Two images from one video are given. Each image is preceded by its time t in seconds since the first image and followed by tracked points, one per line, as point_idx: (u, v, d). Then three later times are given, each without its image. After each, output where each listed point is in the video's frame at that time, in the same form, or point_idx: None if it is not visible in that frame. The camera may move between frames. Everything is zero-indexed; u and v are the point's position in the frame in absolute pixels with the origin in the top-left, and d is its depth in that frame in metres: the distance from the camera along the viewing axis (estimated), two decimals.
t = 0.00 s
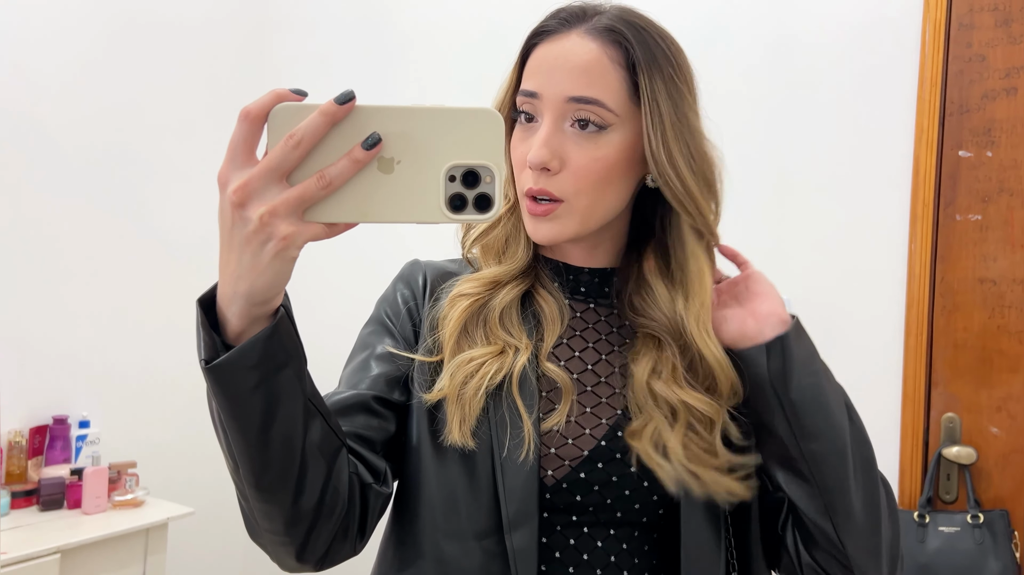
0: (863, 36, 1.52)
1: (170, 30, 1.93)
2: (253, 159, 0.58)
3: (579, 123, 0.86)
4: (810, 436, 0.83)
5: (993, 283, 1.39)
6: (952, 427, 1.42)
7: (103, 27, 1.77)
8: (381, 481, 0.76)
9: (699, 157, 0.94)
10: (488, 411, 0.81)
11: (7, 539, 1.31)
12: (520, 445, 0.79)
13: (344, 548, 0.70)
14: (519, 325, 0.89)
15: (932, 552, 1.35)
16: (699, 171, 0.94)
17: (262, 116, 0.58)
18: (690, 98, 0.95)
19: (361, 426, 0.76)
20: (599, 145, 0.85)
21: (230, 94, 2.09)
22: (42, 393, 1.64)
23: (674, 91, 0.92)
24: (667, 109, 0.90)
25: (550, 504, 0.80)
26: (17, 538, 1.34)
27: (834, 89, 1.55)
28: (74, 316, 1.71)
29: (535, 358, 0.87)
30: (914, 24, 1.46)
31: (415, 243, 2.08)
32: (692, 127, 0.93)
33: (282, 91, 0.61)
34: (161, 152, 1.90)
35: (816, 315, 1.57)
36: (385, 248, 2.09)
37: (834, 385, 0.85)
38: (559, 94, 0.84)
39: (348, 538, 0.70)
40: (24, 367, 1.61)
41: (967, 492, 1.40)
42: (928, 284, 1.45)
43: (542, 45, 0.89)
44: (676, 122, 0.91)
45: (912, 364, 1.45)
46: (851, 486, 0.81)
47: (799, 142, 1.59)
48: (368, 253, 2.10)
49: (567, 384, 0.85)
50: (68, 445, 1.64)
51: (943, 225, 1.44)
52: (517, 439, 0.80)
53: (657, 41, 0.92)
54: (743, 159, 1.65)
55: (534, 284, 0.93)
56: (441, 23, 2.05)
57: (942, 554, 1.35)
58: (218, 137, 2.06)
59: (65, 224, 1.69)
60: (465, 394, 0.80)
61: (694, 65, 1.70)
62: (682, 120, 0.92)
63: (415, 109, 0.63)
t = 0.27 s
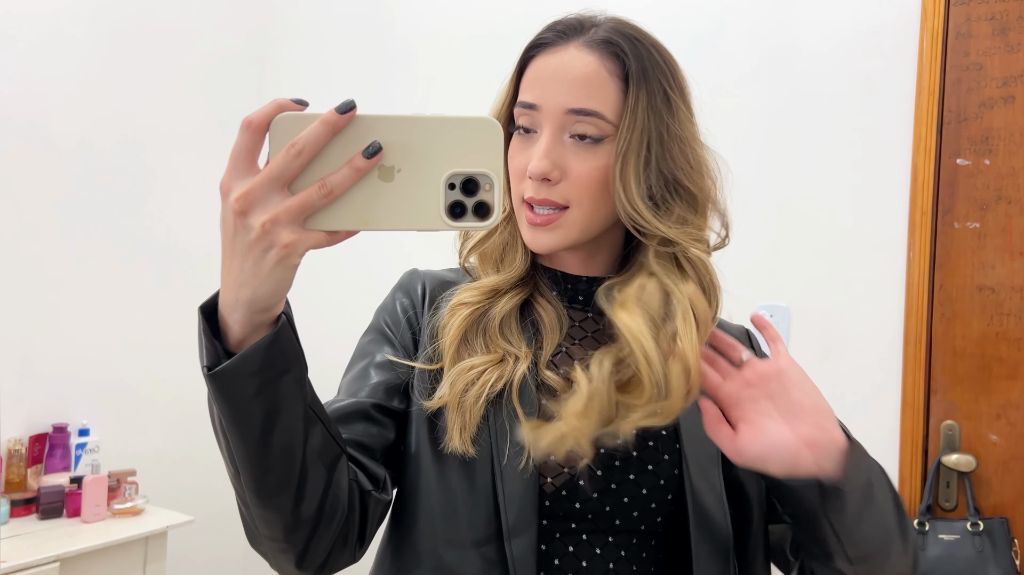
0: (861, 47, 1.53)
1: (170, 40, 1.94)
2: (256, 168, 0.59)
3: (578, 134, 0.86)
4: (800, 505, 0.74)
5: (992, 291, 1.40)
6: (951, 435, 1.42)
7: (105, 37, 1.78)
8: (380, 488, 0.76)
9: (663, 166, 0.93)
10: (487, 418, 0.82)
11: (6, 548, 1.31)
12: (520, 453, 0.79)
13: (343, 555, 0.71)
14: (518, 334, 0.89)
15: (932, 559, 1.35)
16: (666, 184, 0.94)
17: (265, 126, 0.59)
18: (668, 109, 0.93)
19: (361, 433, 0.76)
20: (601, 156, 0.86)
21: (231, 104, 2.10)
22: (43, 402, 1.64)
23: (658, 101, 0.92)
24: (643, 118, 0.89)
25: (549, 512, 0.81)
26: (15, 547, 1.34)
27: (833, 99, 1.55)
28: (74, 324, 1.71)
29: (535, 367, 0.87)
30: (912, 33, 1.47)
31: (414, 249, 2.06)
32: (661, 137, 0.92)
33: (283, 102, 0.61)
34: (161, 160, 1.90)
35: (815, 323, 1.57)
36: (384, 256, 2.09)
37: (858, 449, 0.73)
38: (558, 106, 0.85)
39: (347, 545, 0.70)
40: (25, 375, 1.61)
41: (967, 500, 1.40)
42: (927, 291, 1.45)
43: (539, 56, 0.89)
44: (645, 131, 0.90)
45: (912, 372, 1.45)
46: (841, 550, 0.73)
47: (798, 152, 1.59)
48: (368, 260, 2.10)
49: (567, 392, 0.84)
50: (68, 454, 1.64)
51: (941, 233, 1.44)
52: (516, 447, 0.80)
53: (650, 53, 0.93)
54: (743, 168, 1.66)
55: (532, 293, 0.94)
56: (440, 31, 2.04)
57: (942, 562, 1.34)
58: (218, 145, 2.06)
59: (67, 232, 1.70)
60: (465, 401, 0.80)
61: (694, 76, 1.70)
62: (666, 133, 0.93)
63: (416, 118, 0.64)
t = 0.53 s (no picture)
0: (860, 52, 1.53)
1: (170, 45, 1.94)
2: (257, 174, 0.59)
3: (586, 144, 0.86)
4: (838, 412, 0.70)
5: (991, 294, 1.39)
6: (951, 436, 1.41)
7: (105, 41, 1.78)
8: (383, 489, 0.76)
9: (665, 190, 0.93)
10: (490, 419, 0.82)
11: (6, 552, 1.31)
12: (523, 452, 0.79)
13: (347, 556, 0.71)
14: (519, 335, 0.89)
15: (933, 562, 1.34)
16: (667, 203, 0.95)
17: (267, 132, 0.59)
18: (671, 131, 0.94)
19: (364, 434, 0.76)
20: (608, 167, 0.87)
21: (231, 109, 2.11)
22: (44, 406, 1.64)
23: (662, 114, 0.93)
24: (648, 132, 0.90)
25: (551, 510, 0.81)
26: (15, 551, 1.33)
27: (832, 104, 1.56)
28: (76, 328, 1.71)
29: (536, 369, 0.87)
30: (911, 38, 1.48)
31: (411, 260, 2.05)
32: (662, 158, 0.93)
33: (286, 109, 0.61)
34: (162, 164, 1.91)
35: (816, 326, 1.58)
36: (383, 262, 2.08)
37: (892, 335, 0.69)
38: (568, 115, 0.85)
39: (351, 545, 0.70)
40: (26, 379, 1.61)
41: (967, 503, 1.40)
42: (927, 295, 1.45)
43: (548, 64, 0.89)
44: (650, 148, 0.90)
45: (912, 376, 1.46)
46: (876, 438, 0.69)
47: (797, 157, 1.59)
48: (368, 265, 2.11)
49: (568, 392, 0.85)
50: (69, 458, 1.64)
51: (941, 236, 1.44)
52: (519, 447, 0.80)
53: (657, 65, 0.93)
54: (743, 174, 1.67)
55: (534, 296, 0.94)
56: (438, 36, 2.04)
57: (943, 565, 1.34)
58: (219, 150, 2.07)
59: (68, 236, 1.70)
60: (468, 402, 0.80)
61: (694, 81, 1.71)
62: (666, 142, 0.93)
63: (419, 124, 0.64)
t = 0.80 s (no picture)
0: (857, 57, 1.54)
1: (168, 48, 1.94)
2: (259, 174, 0.59)
3: (594, 151, 0.87)
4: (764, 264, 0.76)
5: (986, 298, 1.40)
6: (947, 442, 1.42)
7: (104, 45, 1.78)
8: (378, 492, 0.76)
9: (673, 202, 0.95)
10: (484, 422, 0.82)
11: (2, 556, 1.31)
12: (515, 455, 0.80)
13: (342, 558, 0.71)
14: (514, 340, 0.90)
15: (929, 567, 1.37)
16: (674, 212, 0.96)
17: (268, 133, 0.59)
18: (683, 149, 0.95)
19: (359, 437, 0.76)
20: (614, 174, 0.88)
21: (230, 113, 2.11)
22: (41, 410, 1.64)
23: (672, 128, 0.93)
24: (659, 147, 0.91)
25: (545, 515, 0.80)
26: (12, 555, 1.33)
27: (827, 109, 1.57)
28: (73, 331, 1.71)
29: (530, 372, 0.88)
30: (906, 43, 1.48)
31: (409, 266, 2.06)
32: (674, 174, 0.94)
33: (287, 108, 0.62)
34: (160, 167, 1.91)
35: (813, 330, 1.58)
36: (381, 267, 2.09)
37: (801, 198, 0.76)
38: (579, 122, 0.85)
39: (346, 548, 0.70)
40: (24, 382, 1.61)
41: (963, 507, 1.40)
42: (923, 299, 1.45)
43: (561, 69, 0.90)
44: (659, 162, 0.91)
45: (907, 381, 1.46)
46: (873, 325, 0.73)
47: (794, 161, 1.60)
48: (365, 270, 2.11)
49: (561, 396, 0.85)
50: (66, 462, 1.64)
51: (936, 240, 1.44)
52: (511, 450, 0.80)
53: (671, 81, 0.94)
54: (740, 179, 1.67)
55: (531, 301, 0.94)
56: (436, 40, 2.05)
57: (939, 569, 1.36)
58: (217, 154, 2.07)
59: (66, 239, 1.70)
60: (461, 405, 0.81)
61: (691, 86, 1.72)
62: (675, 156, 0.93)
63: (420, 127, 0.64)
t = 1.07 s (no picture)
0: (857, 61, 1.54)
1: (169, 52, 1.95)
2: (259, 180, 0.59)
3: (600, 154, 0.87)
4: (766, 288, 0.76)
5: (987, 302, 1.40)
6: (948, 445, 1.42)
7: (104, 48, 1.79)
8: (383, 498, 0.76)
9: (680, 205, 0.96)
10: (490, 429, 0.82)
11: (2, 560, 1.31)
12: (521, 461, 0.80)
13: (346, 564, 0.70)
14: (521, 346, 0.89)
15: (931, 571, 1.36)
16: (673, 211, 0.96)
17: (268, 139, 0.59)
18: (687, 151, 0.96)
19: (363, 443, 0.76)
20: (619, 176, 0.87)
21: (230, 117, 2.11)
22: (41, 414, 1.64)
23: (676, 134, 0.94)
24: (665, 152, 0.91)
25: (551, 521, 0.80)
26: (13, 558, 1.33)
27: (827, 113, 1.57)
28: (73, 334, 1.71)
29: (537, 378, 0.88)
30: (906, 46, 1.48)
31: (409, 270, 2.05)
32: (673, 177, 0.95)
33: (287, 114, 0.62)
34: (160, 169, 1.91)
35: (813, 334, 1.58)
36: (382, 271, 2.09)
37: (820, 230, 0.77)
38: (584, 126, 0.85)
39: (350, 553, 0.70)
40: (24, 385, 1.61)
41: (965, 511, 1.40)
42: (925, 303, 1.45)
43: (567, 74, 0.90)
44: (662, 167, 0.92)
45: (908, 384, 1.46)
46: (875, 357, 0.72)
47: (794, 165, 1.60)
48: (366, 273, 2.11)
49: (568, 402, 0.85)
50: (66, 465, 1.64)
51: (937, 244, 1.44)
52: (518, 456, 0.80)
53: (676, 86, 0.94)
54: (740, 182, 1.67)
55: (537, 306, 0.95)
56: (437, 44, 2.05)
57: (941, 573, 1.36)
58: (218, 157, 2.07)
59: (67, 242, 1.70)
60: (468, 411, 0.81)
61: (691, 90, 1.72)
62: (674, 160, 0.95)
63: (418, 131, 0.64)
